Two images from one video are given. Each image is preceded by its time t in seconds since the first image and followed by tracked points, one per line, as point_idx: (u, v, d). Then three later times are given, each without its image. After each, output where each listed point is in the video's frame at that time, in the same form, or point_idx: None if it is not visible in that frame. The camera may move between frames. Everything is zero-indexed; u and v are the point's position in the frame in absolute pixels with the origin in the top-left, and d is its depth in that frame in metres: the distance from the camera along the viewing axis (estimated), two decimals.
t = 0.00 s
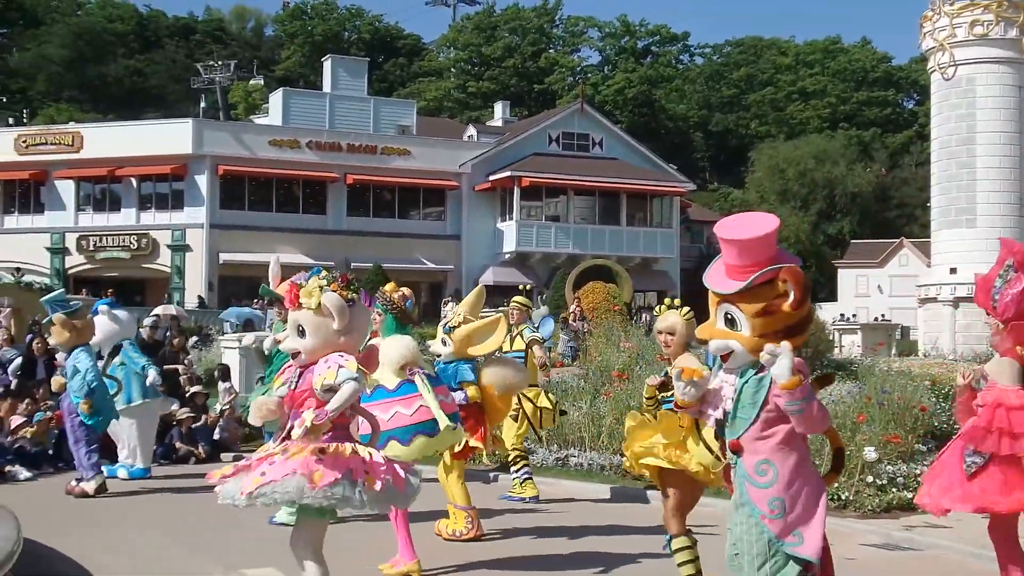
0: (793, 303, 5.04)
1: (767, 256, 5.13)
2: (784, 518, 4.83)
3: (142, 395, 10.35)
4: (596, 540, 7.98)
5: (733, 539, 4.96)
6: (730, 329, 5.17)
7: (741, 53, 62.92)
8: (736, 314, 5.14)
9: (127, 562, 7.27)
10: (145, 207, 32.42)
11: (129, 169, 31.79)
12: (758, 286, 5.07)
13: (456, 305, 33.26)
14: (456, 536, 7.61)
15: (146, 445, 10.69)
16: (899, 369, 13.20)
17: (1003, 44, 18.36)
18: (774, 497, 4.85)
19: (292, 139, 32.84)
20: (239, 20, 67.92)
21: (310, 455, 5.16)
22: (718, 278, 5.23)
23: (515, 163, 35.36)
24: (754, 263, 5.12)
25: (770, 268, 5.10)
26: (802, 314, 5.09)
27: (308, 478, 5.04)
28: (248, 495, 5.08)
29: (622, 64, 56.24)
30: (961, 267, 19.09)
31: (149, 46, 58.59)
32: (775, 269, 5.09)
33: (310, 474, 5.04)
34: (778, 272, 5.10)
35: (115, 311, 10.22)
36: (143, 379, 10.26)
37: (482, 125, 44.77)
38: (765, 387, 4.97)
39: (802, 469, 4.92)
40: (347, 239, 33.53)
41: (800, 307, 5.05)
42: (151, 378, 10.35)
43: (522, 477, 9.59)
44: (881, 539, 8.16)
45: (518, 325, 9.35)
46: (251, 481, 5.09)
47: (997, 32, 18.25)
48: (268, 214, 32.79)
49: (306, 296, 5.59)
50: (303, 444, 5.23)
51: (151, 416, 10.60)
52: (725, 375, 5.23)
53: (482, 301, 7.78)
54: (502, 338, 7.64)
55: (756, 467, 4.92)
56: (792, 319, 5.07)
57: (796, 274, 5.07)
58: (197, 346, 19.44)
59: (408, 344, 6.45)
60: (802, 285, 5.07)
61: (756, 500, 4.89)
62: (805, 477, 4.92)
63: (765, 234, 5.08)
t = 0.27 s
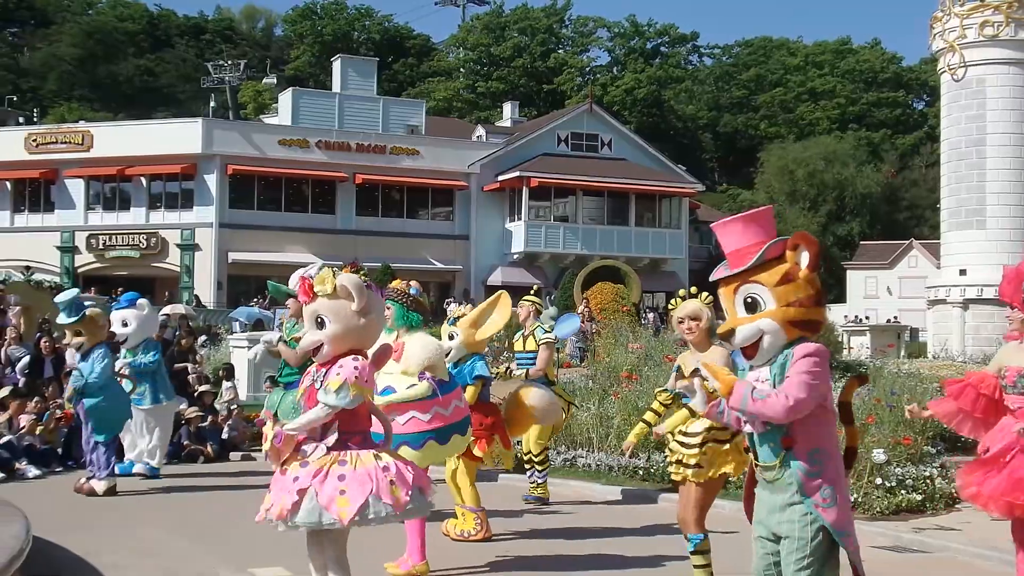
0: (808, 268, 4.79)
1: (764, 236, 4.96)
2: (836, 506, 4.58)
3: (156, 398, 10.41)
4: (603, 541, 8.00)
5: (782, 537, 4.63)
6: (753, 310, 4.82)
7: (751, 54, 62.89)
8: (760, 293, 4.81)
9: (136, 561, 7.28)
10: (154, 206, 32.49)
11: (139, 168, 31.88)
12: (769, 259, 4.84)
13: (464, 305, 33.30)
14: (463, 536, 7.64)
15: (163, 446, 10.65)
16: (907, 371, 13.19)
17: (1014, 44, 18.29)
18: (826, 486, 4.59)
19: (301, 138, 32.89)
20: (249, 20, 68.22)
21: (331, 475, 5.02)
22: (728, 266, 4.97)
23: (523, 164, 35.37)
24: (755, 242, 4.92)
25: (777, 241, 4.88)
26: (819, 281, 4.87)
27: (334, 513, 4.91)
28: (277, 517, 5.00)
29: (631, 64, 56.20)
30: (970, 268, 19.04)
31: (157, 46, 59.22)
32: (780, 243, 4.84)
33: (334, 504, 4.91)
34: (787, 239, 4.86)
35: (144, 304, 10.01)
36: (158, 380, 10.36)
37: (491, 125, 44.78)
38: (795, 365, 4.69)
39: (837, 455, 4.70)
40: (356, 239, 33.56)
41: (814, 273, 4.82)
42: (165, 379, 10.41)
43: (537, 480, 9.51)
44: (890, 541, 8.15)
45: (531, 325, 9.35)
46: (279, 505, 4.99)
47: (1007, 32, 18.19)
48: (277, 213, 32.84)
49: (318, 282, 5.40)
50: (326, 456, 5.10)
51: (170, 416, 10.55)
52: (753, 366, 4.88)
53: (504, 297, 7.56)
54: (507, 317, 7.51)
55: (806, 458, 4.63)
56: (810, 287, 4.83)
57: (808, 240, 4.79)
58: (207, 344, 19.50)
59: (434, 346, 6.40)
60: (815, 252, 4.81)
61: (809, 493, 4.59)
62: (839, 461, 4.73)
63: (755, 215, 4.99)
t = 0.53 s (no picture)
0: (820, 272, 4.74)
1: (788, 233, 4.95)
2: (834, 516, 4.57)
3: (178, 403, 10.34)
4: (616, 543, 7.98)
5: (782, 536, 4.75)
6: (764, 312, 4.88)
7: (763, 54, 62.76)
8: (768, 296, 4.85)
9: (148, 560, 7.30)
10: (167, 207, 32.60)
11: (152, 169, 31.98)
12: (783, 260, 4.85)
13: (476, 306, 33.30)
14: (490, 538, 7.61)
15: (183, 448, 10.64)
16: (920, 372, 13.14)
17: None
18: (820, 492, 4.61)
19: (313, 139, 32.95)
20: (262, 21, 68.40)
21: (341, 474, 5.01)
22: (752, 260, 5.00)
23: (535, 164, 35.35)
24: (774, 239, 4.94)
25: (793, 240, 4.89)
26: (836, 284, 4.81)
27: (345, 508, 4.91)
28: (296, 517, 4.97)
29: (643, 65, 56.10)
30: (984, 269, 18.94)
31: (170, 47, 59.46)
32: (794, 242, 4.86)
33: (343, 502, 4.92)
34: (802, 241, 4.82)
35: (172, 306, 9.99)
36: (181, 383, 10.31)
37: (503, 125, 44.78)
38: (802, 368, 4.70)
39: (851, 463, 4.64)
40: (368, 240, 33.62)
41: (828, 275, 4.75)
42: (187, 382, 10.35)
43: (553, 479, 9.42)
44: (903, 543, 8.12)
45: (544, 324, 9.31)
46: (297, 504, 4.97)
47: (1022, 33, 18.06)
48: (289, 214, 32.92)
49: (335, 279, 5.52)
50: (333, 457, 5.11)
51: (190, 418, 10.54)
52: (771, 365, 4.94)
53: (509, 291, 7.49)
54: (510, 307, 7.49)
55: (800, 461, 4.67)
56: (824, 290, 4.79)
57: (820, 242, 4.64)
58: (220, 344, 19.55)
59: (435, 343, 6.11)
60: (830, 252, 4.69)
61: (804, 497, 4.65)
62: (857, 466, 4.66)
63: (780, 209, 4.97)
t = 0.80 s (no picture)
0: (851, 276, 4.76)
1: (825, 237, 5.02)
2: (858, 516, 4.66)
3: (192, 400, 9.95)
4: (622, 538, 7.99)
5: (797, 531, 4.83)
6: (790, 312, 4.97)
7: (768, 49, 62.63)
8: (796, 296, 4.93)
9: (154, 556, 7.29)
10: (172, 203, 32.63)
11: (157, 165, 31.99)
12: (815, 263, 4.91)
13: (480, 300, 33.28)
14: (487, 535, 7.65)
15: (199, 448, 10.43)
16: (925, 365, 13.11)
17: None
18: (847, 495, 4.68)
19: (318, 135, 32.94)
20: (265, 16, 68.30)
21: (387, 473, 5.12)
22: (780, 259, 5.08)
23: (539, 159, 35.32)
24: (809, 239, 5.01)
25: (824, 243, 4.95)
26: (866, 289, 4.87)
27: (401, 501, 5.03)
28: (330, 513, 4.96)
29: (648, 59, 55.98)
30: (989, 263, 18.88)
31: (174, 44, 59.53)
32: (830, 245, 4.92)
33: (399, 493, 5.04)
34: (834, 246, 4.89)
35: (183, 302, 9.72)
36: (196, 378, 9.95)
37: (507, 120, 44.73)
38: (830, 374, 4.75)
39: (873, 466, 4.73)
40: (372, 235, 33.63)
41: (860, 281, 4.80)
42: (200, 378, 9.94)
43: (563, 476, 9.49)
44: (909, 536, 8.11)
45: (554, 320, 9.34)
46: (327, 499, 5.00)
47: None
48: (294, 209, 32.92)
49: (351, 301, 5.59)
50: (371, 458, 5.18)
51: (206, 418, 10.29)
52: (790, 365, 4.94)
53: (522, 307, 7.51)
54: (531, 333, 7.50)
55: (828, 465, 4.72)
56: (854, 295, 4.85)
57: (854, 244, 4.67)
58: (225, 341, 19.57)
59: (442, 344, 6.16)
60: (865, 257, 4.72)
61: (825, 497, 4.72)
62: (880, 472, 4.75)
63: (816, 213, 5.04)
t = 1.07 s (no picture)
0: (867, 271, 4.38)
1: (839, 232, 4.61)
2: (903, 516, 4.17)
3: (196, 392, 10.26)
4: (619, 534, 7.98)
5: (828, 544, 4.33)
6: (803, 310, 4.54)
7: (770, 45, 62.60)
8: (810, 292, 4.50)
9: (152, 549, 7.29)
10: (172, 195, 32.61)
11: (157, 157, 31.96)
12: (830, 259, 4.50)
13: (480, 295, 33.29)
14: (494, 528, 7.64)
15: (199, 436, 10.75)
16: (923, 363, 13.12)
17: None
18: (886, 494, 4.20)
19: (318, 128, 32.90)
20: (267, 8, 68.14)
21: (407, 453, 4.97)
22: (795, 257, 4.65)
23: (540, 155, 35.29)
24: (826, 236, 4.59)
25: (843, 239, 4.52)
26: (882, 288, 4.47)
27: (428, 472, 4.92)
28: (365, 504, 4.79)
29: (650, 55, 55.94)
30: (989, 261, 18.88)
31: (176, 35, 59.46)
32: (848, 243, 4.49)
33: (360, 487, 4.82)
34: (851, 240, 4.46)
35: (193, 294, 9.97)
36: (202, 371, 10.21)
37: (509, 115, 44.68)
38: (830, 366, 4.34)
39: (895, 455, 4.33)
40: (372, 228, 33.61)
41: (876, 276, 4.41)
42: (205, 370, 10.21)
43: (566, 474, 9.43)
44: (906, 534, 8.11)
45: (560, 316, 9.27)
46: (359, 490, 4.82)
47: None
48: (294, 202, 32.90)
49: (346, 272, 5.47)
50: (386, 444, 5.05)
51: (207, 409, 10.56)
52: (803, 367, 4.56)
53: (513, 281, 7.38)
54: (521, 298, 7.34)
55: (859, 464, 4.26)
56: (870, 295, 4.45)
57: (872, 243, 4.31)
58: (224, 333, 19.58)
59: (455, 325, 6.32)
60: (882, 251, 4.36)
61: (871, 501, 4.21)
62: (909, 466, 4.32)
63: (830, 208, 4.64)
